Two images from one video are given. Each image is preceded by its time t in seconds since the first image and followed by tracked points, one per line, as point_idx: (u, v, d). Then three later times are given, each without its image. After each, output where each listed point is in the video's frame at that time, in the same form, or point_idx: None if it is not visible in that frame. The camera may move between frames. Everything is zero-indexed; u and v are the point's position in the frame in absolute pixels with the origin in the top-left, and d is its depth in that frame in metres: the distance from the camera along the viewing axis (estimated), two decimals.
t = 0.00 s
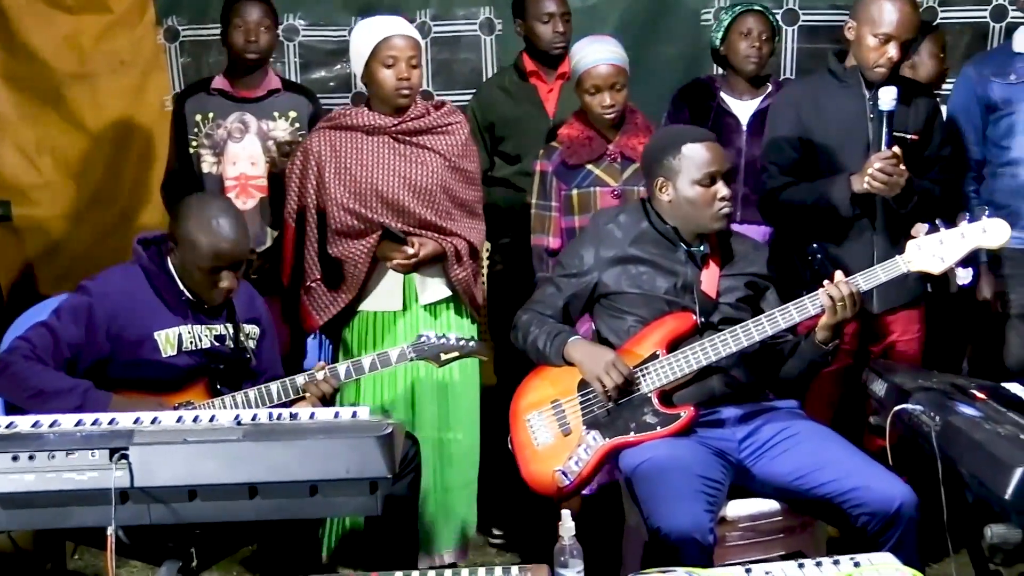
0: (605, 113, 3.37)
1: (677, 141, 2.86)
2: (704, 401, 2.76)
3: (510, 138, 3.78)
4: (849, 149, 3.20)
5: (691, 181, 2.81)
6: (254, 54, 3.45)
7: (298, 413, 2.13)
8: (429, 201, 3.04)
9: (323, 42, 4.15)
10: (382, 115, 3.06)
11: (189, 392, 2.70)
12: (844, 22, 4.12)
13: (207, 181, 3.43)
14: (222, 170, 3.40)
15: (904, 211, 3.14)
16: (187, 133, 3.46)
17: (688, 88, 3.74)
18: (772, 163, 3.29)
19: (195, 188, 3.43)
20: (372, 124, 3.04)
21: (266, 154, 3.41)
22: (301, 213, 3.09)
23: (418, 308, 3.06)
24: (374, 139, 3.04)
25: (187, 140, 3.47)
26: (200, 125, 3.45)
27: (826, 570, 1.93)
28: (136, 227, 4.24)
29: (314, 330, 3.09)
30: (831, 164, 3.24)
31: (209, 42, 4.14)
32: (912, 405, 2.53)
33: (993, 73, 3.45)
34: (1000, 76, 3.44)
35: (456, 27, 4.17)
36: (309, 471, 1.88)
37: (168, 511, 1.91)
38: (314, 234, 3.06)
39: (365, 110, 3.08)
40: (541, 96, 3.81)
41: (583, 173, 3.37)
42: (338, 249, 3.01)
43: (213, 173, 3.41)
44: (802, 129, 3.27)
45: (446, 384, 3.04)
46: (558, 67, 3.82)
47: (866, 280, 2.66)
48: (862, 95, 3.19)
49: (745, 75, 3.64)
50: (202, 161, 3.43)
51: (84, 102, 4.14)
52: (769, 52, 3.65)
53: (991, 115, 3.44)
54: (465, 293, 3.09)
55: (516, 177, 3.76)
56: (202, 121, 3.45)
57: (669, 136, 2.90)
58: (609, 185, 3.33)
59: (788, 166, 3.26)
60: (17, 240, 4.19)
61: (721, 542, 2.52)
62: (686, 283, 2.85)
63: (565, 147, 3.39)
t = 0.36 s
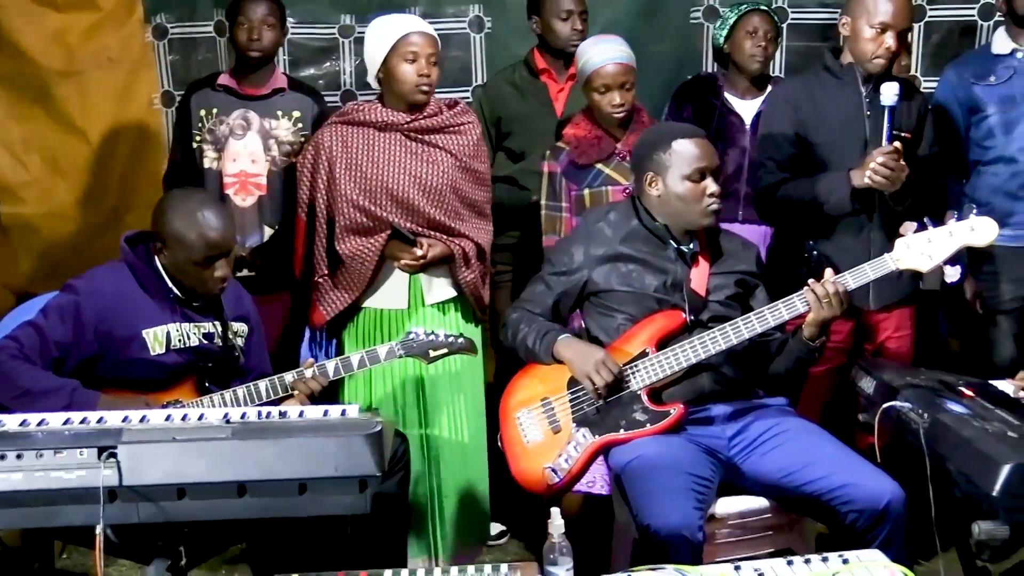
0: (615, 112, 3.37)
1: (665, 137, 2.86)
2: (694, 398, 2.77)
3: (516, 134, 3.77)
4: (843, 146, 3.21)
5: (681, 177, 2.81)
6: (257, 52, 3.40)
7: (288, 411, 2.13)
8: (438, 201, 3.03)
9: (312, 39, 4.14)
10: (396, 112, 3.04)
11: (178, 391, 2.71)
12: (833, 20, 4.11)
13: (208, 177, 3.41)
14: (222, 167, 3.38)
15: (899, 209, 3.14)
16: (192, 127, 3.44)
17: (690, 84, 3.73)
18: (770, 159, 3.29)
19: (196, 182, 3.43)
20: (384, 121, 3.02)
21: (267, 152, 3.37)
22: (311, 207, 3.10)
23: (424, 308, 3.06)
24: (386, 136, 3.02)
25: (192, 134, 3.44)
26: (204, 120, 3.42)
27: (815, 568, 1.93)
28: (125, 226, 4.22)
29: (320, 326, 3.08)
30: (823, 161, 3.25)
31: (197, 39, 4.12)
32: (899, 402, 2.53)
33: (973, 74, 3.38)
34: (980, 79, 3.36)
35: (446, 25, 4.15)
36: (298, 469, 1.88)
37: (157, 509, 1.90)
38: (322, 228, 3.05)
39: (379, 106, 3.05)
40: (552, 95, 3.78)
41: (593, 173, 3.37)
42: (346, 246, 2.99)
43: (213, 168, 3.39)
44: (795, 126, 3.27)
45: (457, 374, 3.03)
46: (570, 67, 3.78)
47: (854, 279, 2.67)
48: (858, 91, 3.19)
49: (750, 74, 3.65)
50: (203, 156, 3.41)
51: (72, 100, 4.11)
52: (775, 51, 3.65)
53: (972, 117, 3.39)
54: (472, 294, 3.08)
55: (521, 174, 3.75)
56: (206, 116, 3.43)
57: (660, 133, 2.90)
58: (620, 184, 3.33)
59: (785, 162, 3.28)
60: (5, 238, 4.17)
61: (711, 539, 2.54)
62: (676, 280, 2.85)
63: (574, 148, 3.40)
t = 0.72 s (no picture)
0: (588, 108, 3.38)
1: (644, 137, 2.86)
2: (662, 394, 2.77)
3: (483, 129, 3.78)
4: (813, 141, 3.22)
5: (659, 177, 2.81)
6: (221, 50, 3.38)
7: (256, 410, 2.12)
8: (404, 200, 3.03)
9: (280, 37, 4.12)
10: (365, 108, 3.02)
11: (145, 390, 2.70)
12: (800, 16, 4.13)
13: (171, 176, 3.38)
14: (187, 167, 3.36)
15: (867, 205, 3.22)
16: (156, 127, 3.44)
17: (647, 82, 3.73)
18: (738, 153, 3.32)
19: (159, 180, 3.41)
20: (353, 118, 3.00)
21: (233, 152, 3.36)
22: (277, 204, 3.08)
23: (388, 308, 3.04)
24: (354, 133, 3.00)
25: (157, 134, 3.45)
26: (168, 120, 3.41)
27: (782, 561, 1.94)
28: (90, 225, 4.18)
29: (282, 321, 3.08)
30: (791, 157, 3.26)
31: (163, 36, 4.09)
32: (866, 395, 2.53)
33: (945, 67, 3.40)
34: (952, 72, 3.38)
35: (414, 22, 4.15)
36: (266, 467, 1.87)
37: (124, 509, 1.88)
38: (287, 223, 3.03)
39: (347, 103, 3.03)
40: (518, 91, 3.79)
41: (567, 169, 3.37)
42: (310, 243, 2.98)
43: (178, 169, 3.37)
44: (764, 122, 3.28)
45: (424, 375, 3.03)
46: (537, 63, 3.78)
47: (823, 276, 2.68)
48: (827, 86, 3.21)
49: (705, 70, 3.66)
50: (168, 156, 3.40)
51: (37, 97, 4.07)
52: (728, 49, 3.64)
53: (944, 110, 3.41)
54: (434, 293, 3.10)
55: (488, 169, 3.75)
56: (170, 116, 3.42)
57: (634, 131, 2.89)
58: (595, 179, 3.34)
59: (754, 156, 3.30)
60: None
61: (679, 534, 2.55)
62: (646, 277, 2.85)
63: (546, 142, 3.40)
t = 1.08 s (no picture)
0: (556, 105, 3.38)
1: (615, 129, 2.88)
2: (640, 389, 2.78)
3: (437, 128, 3.78)
4: (778, 137, 3.25)
5: (632, 165, 2.82)
6: (171, 45, 3.42)
7: (234, 407, 2.11)
8: (356, 194, 3.02)
9: (255, 33, 4.11)
10: (313, 104, 3.01)
11: (122, 387, 2.66)
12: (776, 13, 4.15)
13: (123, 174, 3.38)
14: (141, 165, 3.37)
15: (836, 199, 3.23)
16: (105, 127, 3.41)
17: (599, 84, 3.75)
18: (704, 152, 3.32)
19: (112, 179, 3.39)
20: (301, 114, 2.99)
21: (185, 148, 3.36)
22: (227, 202, 3.04)
23: (343, 303, 3.06)
24: (303, 129, 2.99)
25: (106, 133, 3.42)
26: (118, 119, 3.39)
27: (760, 557, 1.94)
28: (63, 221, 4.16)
29: (240, 322, 3.04)
30: (764, 154, 3.27)
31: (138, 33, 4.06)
32: (843, 391, 2.55)
33: (932, 59, 3.45)
34: (936, 62, 3.44)
35: (390, 18, 4.15)
36: (244, 465, 1.87)
37: (101, 507, 1.87)
38: (239, 223, 3.00)
39: (294, 99, 3.02)
40: (467, 86, 3.82)
41: (530, 162, 3.37)
42: (263, 241, 2.97)
43: (132, 167, 3.36)
44: (740, 118, 3.29)
45: (379, 376, 3.03)
46: (483, 57, 3.83)
47: (800, 271, 2.69)
48: (793, 83, 3.22)
49: (652, 68, 3.68)
50: (120, 156, 3.39)
51: (10, 93, 4.07)
52: (675, 44, 3.68)
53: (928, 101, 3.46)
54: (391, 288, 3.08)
55: (444, 168, 3.78)
56: (120, 115, 3.40)
57: (604, 128, 2.91)
58: (557, 174, 3.35)
59: (720, 155, 3.31)
60: None
61: (658, 530, 2.55)
62: (623, 273, 2.86)
63: (510, 134, 3.40)
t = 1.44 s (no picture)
0: (520, 100, 3.38)
1: (581, 125, 2.91)
2: (621, 383, 2.78)
3: (400, 128, 3.79)
4: (749, 134, 3.25)
5: (604, 155, 2.83)
6: (128, 43, 3.37)
7: (214, 403, 2.10)
8: (317, 189, 3.01)
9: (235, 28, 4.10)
10: (269, 102, 3.00)
11: (101, 383, 2.66)
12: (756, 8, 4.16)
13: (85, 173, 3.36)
14: (102, 163, 3.34)
15: (803, 192, 3.21)
16: (62, 126, 3.39)
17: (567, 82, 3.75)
18: (675, 151, 3.34)
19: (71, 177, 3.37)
20: (257, 112, 2.97)
21: (147, 145, 3.36)
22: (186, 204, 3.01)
23: (309, 298, 3.05)
24: (260, 127, 2.97)
25: (63, 132, 3.39)
26: (76, 118, 3.38)
27: (741, 550, 1.95)
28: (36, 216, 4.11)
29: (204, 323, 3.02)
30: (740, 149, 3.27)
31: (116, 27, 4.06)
32: (823, 384, 2.54)
33: (914, 51, 3.48)
34: (920, 56, 3.47)
35: (370, 13, 4.14)
36: (226, 461, 1.86)
37: (81, 505, 1.87)
38: (200, 224, 2.98)
39: (250, 97, 3.00)
40: (422, 84, 3.85)
41: (494, 157, 3.37)
42: (224, 241, 2.97)
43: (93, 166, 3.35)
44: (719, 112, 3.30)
45: (343, 372, 3.02)
46: (438, 52, 3.84)
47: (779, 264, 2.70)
48: (758, 80, 3.25)
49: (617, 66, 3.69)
50: (80, 153, 3.37)
51: None
52: (640, 41, 3.66)
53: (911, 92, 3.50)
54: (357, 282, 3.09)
55: (405, 166, 3.78)
56: (78, 113, 3.38)
57: (574, 122, 2.94)
58: (519, 171, 3.34)
59: (690, 154, 3.33)
60: None
61: (639, 524, 2.56)
62: (603, 267, 2.86)
63: (477, 128, 3.39)
